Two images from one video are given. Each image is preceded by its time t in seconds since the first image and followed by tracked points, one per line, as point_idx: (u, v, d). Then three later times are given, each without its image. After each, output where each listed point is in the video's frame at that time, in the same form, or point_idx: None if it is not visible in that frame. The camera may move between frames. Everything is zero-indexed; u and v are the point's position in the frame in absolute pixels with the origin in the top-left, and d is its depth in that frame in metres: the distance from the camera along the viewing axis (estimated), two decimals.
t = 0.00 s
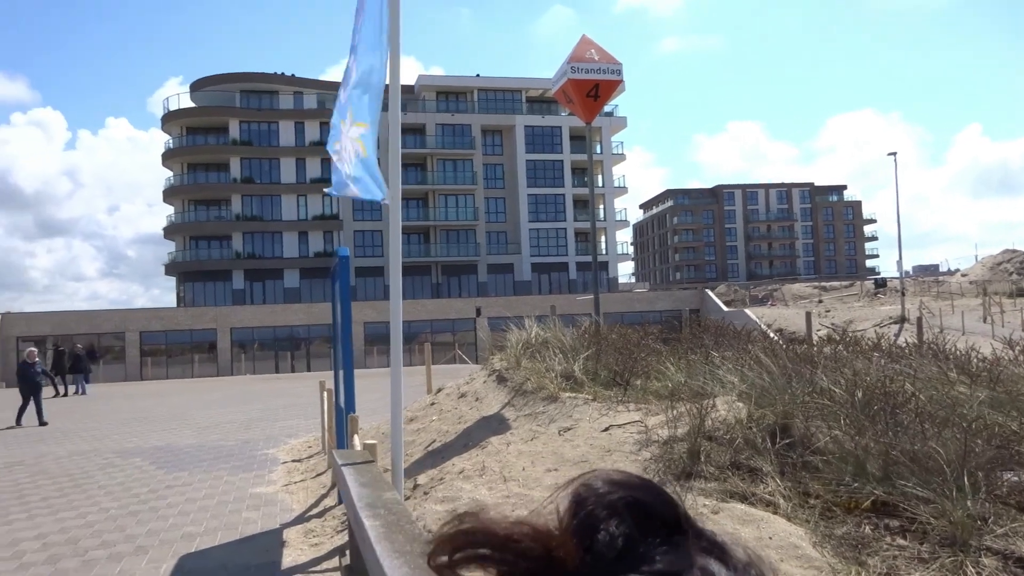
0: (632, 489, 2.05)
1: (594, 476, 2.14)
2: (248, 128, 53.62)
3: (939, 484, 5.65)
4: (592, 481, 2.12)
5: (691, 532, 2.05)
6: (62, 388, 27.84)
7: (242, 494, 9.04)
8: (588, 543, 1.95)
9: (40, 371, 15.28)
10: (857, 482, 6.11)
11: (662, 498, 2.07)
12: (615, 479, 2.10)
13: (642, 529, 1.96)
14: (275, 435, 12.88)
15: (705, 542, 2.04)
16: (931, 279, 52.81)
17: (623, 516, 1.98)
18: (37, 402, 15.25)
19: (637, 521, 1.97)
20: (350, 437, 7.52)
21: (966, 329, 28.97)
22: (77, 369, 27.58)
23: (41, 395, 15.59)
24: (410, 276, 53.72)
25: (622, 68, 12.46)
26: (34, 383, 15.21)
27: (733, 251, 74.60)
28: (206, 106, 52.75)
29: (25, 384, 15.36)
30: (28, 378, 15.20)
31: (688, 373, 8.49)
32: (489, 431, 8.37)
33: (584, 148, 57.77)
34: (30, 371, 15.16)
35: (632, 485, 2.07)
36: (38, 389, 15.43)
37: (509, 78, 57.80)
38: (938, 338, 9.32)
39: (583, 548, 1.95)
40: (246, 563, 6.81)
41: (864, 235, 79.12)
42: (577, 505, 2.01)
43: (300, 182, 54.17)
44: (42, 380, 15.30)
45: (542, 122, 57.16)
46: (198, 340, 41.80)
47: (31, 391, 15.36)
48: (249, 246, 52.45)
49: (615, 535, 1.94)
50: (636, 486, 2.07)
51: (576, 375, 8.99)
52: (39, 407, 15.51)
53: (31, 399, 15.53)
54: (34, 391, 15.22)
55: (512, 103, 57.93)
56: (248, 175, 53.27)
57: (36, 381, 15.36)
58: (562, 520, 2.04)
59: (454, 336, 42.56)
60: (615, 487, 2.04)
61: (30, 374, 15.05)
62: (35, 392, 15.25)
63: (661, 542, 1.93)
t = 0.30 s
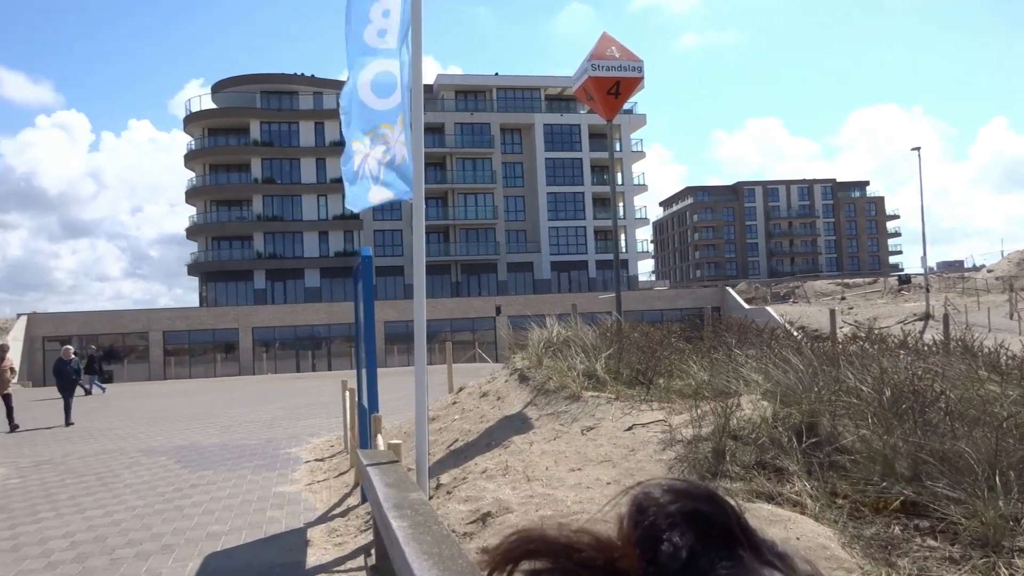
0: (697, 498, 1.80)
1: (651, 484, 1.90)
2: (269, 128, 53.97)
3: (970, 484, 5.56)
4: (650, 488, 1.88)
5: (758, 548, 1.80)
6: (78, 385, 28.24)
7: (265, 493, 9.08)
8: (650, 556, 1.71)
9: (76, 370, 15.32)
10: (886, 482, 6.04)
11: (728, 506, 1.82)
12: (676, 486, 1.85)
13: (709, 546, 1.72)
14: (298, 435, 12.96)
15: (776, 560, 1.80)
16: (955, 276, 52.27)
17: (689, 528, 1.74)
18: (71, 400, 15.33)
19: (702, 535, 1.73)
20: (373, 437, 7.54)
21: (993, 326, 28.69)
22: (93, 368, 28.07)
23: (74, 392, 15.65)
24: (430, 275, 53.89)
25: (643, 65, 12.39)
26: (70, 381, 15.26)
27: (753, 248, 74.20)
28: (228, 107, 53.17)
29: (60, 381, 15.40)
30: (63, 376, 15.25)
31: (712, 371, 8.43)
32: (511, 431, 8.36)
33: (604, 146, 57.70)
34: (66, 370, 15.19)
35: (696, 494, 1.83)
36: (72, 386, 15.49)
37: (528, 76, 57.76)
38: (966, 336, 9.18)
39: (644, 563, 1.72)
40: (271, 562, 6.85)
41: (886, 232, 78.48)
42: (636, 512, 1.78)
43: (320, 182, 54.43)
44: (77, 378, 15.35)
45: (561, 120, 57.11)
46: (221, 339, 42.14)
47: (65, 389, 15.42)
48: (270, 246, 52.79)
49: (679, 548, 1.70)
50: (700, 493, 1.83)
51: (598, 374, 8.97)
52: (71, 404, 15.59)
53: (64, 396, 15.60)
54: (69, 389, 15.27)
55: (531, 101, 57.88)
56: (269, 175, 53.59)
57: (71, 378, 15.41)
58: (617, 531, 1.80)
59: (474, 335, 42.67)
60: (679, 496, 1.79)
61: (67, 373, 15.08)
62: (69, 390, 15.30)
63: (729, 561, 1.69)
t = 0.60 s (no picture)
0: (739, 501, 1.78)
1: (690, 488, 1.88)
2: (287, 128, 54.27)
3: (993, 489, 5.48)
4: (691, 491, 1.86)
5: (801, 554, 1.77)
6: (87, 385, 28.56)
7: (282, 492, 9.12)
8: (692, 565, 1.69)
9: (102, 366, 15.32)
10: (908, 486, 5.97)
11: (769, 511, 1.79)
12: (717, 491, 1.83)
13: (752, 554, 1.69)
14: (315, 433, 13.02)
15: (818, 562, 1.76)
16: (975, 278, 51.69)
17: (733, 535, 1.71)
18: (99, 396, 15.38)
19: (746, 543, 1.70)
20: (390, 436, 7.53)
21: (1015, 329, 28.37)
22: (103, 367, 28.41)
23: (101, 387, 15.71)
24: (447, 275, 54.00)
25: (661, 65, 12.34)
26: (97, 378, 15.28)
27: (771, 250, 73.78)
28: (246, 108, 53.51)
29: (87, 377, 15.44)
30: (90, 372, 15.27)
31: (730, 372, 8.38)
32: (527, 432, 8.33)
33: (620, 147, 57.58)
34: (93, 367, 15.20)
35: (736, 496, 1.80)
36: (99, 382, 15.53)
37: (545, 76, 57.73)
38: (987, 338, 9.08)
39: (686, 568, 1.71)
40: (287, 561, 6.86)
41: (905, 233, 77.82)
42: (677, 516, 1.76)
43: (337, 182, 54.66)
44: (103, 375, 15.36)
45: (578, 121, 57.05)
46: (238, 338, 42.39)
47: (92, 385, 15.46)
48: (287, 246, 53.07)
49: (722, 557, 1.67)
50: (742, 497, 1.80)
51: (615, 375, 8.93)
52: (99, 399, 15.66)
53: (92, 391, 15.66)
54: (96, 385, 15.30)
55: (548, 101, 57.85)
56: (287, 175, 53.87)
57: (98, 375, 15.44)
58: (658, 535, 1.78)
59: (490, 335, 42.70)
60: (721, 501, 1.76)
61: (94, 371, 15.10)
62: (96, 387, 15.34)
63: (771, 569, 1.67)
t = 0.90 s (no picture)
0: (791, 505, 1.75)
1: (739, 490, 1.85)
2: (306, 130, 54.61)
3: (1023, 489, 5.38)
4: (741, 493, 1.83)
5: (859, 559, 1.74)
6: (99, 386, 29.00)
7: (305, 491, 9.16)
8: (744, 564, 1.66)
9: (132, 369, 15.30)
10: (935, 486, 5.88)
11: (822, 515, 1.76)
12: (768, 494, 1.80)
13: (806, 558, 1.66)
14: (336, 434, 13.07)
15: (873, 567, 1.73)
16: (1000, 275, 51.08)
17: (785, 537, 1.68)
18: (130, 398, 15.39)
19: (799, 545, 1.68)
20: (412, 436, 7.54)
21: None
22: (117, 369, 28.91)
23: (133, 388, 15.73)
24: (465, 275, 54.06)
25: (681, 63, 12.27)
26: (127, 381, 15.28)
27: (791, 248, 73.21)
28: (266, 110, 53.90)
29: (118, 378, 15.46)
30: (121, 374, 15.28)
31: (752, 371, 8.32)
32: (549, 432, 8.32)
33: (639, 145, 57.42)
34: (123, 369, 15.19)
35: (788, 499, 1.77)
36: (130, 384, 15.53)
37: (562, 76, 57.70)
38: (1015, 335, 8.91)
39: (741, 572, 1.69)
40: (311, 561, 6.88)
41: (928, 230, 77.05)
42: (728, 520, 1.74)
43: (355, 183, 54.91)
44: (134, 377, 15.35)
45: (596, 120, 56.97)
46: (259, 339, 42.68)
47: (123, 386, 15.47)
48: (306, 247, 53.36)
49: (775, 560, 1.64)
50: (795, 501, 1.77)
51: (637, 374, 8.90)
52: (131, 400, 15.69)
53: (123, 392, 15.68)
54: (127, 388, 15.31)
55: (565, 100, 57.85)
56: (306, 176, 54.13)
57: (128, 377, 15.43)
58: (706, 538, 1.76)
59: (509, 335, 42.71)
60: (771, 504, 1.74)
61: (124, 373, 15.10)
62: (127, 389, 15.34)
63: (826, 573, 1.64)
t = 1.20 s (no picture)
0: (831, 509, 1.75)
1: (777, 491, 1.86)
2: (326, 129, 54.91)
3: None
4: (779, 496, 1.82)
5: (900, 563, 1.73)
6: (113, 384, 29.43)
7: (325, 489, 9.21)
8: (785, 565, 1.66)
9: (163, 366, 15.29)
10: (960, 488, 5.76)
11: (863, 518, 1.75)
12: (809, 496, 1.80)
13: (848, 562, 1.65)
14: (356, 432, 13.13)
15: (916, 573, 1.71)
16: None
17: (825, 540, 1.68)
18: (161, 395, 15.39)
19: (840, 549, 1.68)
20: (431, 435, 7.56)
21: None
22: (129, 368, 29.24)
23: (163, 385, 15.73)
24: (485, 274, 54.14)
25: (702, 60, 12.18)
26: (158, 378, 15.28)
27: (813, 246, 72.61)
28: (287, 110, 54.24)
29: (149, 375, 15.46)
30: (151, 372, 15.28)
31: (773, 370, 8.26)
32: (569, 430, 8.33)
33: (658, 144, 57.23)
34: (154, 367, 15.19)
35: (826, 503, 1.78)
36: (161, 381, 15.54)
37: (582, 74, 57.56)
38: None
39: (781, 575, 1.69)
40: (332, 558, 6.92)
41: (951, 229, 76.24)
42: (766, 522, 1.74)
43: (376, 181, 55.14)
44: (165, 374, 15.35)
45: (615, 118, 56.81)
46: (280, 337, 42.97)
47: (154, 383, 15.47)
48: (326, 246, 53.65)
49: (813, 564, 1.64)
50: (834, 504, 1.77)
51: (656, 373, 8.89)
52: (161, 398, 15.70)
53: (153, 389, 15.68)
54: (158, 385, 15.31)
55: (585, 99, 57.74)
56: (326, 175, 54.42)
57: (159, 373, 15.49)
58: (743, 538, 1.76)
59: (528, 333, 42.69)
60: (809, 504, 1.75)
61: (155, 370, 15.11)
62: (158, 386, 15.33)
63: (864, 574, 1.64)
